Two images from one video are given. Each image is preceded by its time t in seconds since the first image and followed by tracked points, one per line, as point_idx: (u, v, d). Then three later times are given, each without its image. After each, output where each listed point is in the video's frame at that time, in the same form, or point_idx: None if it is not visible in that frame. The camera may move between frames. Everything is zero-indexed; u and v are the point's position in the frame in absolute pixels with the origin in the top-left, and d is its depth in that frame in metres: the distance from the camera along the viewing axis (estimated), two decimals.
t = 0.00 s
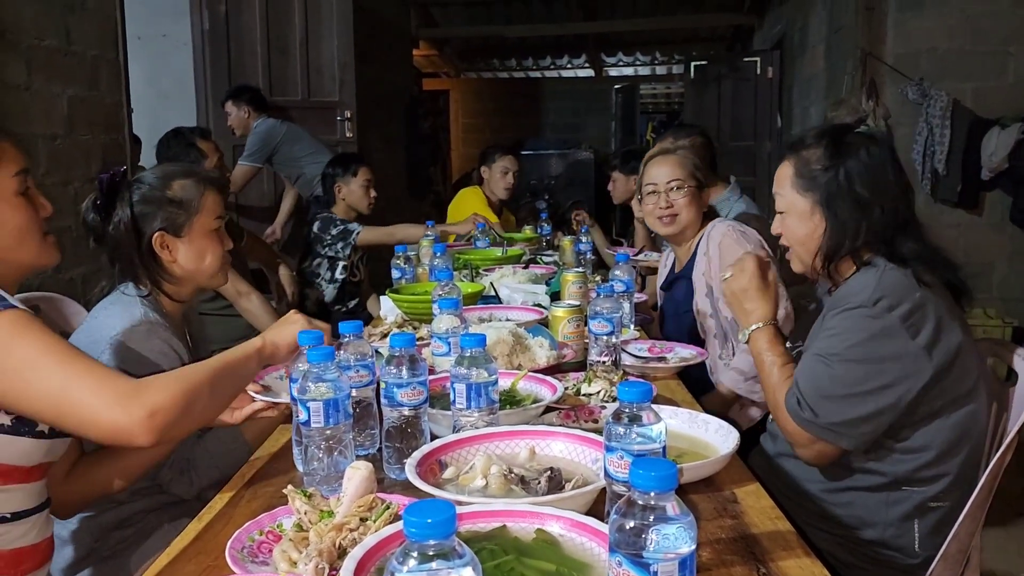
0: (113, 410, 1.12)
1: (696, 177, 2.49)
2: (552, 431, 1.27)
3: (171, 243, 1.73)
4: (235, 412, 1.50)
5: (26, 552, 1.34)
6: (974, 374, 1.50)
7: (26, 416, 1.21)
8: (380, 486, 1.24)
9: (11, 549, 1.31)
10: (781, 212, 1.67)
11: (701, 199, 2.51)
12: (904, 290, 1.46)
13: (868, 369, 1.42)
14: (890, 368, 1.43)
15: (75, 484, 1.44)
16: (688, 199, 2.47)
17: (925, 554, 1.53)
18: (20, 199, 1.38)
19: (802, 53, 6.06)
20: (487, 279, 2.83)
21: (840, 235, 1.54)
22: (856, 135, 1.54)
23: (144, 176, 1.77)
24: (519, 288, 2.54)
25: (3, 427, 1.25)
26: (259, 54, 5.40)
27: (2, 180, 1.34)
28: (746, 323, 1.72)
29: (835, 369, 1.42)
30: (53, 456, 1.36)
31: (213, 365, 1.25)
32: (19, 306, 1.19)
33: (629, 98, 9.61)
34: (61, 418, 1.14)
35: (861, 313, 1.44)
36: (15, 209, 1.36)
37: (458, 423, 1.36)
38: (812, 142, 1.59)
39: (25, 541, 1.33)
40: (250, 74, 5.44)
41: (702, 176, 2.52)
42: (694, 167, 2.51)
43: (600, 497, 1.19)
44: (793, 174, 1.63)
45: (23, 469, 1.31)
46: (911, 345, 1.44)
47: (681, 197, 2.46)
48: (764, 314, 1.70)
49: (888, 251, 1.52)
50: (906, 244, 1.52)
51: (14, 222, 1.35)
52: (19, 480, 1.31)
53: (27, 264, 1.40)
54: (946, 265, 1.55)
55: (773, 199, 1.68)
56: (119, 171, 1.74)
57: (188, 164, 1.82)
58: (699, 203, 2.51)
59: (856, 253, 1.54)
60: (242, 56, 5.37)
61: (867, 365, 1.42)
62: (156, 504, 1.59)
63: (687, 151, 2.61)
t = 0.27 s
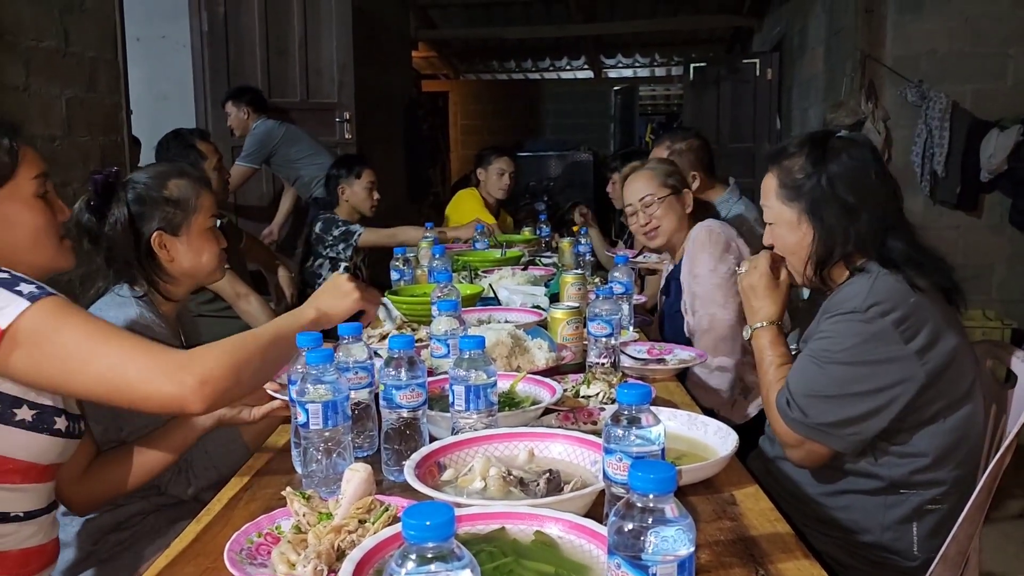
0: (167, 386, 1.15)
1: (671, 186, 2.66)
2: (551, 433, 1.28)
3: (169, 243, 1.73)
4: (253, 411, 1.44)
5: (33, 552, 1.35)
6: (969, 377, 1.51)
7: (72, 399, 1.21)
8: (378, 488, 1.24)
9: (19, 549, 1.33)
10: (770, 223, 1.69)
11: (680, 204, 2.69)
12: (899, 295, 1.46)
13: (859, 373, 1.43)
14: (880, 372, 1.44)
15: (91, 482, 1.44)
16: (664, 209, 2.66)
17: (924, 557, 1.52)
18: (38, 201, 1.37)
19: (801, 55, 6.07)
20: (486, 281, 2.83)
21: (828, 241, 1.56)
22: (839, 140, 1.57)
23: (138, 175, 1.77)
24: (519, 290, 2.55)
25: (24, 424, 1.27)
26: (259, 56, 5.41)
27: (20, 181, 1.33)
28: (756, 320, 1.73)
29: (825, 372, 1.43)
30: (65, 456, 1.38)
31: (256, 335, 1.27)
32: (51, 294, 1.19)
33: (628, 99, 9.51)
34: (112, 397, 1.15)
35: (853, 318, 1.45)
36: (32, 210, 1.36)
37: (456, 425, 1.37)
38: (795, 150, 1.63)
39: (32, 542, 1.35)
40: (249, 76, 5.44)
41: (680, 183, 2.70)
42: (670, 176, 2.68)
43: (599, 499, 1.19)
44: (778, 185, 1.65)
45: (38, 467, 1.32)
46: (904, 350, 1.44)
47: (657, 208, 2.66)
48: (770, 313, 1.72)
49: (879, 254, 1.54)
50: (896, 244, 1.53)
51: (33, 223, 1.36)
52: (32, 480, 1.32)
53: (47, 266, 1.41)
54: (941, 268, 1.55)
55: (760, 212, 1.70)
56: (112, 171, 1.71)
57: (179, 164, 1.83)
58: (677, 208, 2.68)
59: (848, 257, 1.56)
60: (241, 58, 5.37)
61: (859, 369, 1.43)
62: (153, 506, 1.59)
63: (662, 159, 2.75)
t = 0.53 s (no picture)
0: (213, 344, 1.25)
1: (660, 193, 2.65)
2: (552, 433, 1.28)
3: (161, 239, 1.74)
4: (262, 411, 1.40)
5: (42, 550, 1.35)
6: (968, 378, 1.51)
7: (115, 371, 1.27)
8: (378, 488, 1.24)
9: (29, 547, 1.33)
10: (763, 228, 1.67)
11: (672, 209, 2.68)
12: (895, 297, 1.46)
13: (856, 374, 1.43)
14: (877, 374, 1.43)
15: (101, 481, 1.44)
16: (651, 215, 2.67)
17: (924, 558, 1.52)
18: (52, 202, 1.40)
19: (802, 56, 6.06)
20: (486, 282, 2.83)
21: (819, 245, 1.56)
22: (827, 142, 1.58)
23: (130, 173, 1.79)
24: (519, 290, 2.55)
25: (48, 414, 1.29)
26: (259, 57, 5.41)
27: (37, 181, 1.36)
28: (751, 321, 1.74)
29: (822, 374, 1.43)
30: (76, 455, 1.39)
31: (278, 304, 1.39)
32: (85, 275, 1.23)
33: (629, 101, 9.47)
34: (168, 362, 1.22)
35: (849, 320, 1.45)
36: (46, 211, 1.39)
37: (457, 425, 1.37)
38: (782, 156, 1.63)
39: (43, 540, 1.35)
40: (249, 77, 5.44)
41: (673, 186, 2.67)
42: (661, 180, 2.66)
43: (600, 499, 1.19)
44: (769, 192, 1.64)
45: (55, 463, 1.32)
46: (900, 352, 1.44)
47: (645, 214, 2.68)
48: (767, 316, 1.71)
49: (874, 256, 1.54)
50: (888, 244, 1.54)
51: (47, 224, 1.39)
52: (47, 476, 1.32)
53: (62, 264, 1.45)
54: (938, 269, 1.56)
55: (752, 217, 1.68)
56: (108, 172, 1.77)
57: (172, 161, 1.85)
58: (668, 214, 2.68)
59: (844, 258, 1.57)
60: (241, 59, 5.38)
61: (855, 371, 1.43)
62: (154, 505, 1.59)
63: (661, 163, 2.74)
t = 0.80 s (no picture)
0: (231, 328, 1.30)
1: (666, 191, 2.65)
2: (553, 433, 1.28)
3: (156, 236, 1.75)
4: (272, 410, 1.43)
5: (50, 548, 1.35)
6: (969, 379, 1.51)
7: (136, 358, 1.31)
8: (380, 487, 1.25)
9: (38, 545, 1.33)
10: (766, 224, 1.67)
11: (675, 208, 2.68)
12: (895, 297, 1.46)
13: (856, 374, 1.43)
14: (877, 374, 1.44)
15: (110, 479, 1.45)
16: (655, 212, 2.67)
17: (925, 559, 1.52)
18: (63, 203, 1.44)
19: (804, 56, 6.06)
20: (488, 282, 2.83)
21: (824, 243, 1.57)
22: (833, 141, 1.58)
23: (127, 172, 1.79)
24: (520, 290, 2.55)
25: (62, 409, 1.30)
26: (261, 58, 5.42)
27: (48, 184, 1.40)
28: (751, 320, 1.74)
29: (822, 374, 1.44)
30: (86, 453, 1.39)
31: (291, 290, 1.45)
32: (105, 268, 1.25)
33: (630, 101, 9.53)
34: (192, 349, 1.27)
35: (850, 320, 1.46)
36: (58, 213, 1.42)
37: (459, 425, 1.37)
38: (789, 153, 1.63)
39: (52, 538, 1.36)
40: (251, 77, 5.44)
41: (679, 186, 2.67)
42: (668, 179, 2.67)
43: (601, 498, 1.19)
44: (774, 188, 1.63)
45: (67, 460, 1.33)
46: (900, 352, 1.44)
47: (649, 211, 2.68)
48: (767, 314, 1.71)
49: (876, 256, 1.55)
50: (889, 246, 1.54)
51: (59, 226, 1.43)
52: (59, 473, 1.32)
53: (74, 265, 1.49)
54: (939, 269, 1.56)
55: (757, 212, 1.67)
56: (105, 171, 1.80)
57: (167, 159, 1.84)
58: (671, 214, 2.68)
59: (846, 258, 1.57)
60: (244, 59, 5.38)
61: (855, 371, 1.43)
62: (157, 504, 1.59)
63: (671, 162, 2.74)
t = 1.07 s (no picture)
0: (240, 317, 1.32)
1: (673, 186, 2.66)
2: (553, 432, 1.28)
3: (155, 237, 1.76)
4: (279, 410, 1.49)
5: (55, 543, 1.36)
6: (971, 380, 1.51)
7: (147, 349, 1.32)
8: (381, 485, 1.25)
9: (44, 540, 1.34)
10: (774, 219, 1.68)
11: (680, 206, 2.69)
12: (902, 296, 1.47)
13: (861, 371, 1.43)
14: (882, 372, 1.44)
15: (116, 476, 1.45)
16: (659, 206, 2.67)
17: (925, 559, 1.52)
18: (69, 203, 1.44)
19: (806, 57, 6.05)
20: (490, 282, 2.84)
21: (831, 242, 1.57)
22: (841, 139, 1.58)
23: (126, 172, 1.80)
24: (522, 290, 2.55)
25: (72, 403, 1.31)
26: (264, 58, 5.43)
27: (54, 185, 1.40)
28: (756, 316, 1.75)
29: (828, 371, 1.44)
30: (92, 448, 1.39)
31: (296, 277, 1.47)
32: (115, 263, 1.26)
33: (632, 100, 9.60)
34: (203, 338, 1.29)
35: (857, 317, 1.46)
36: (64, 213, 1.43)
37: (460, 424, 1.37)
38: (799, 150, 1.63)
39: (56, 534, 1.36)
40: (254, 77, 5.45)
41: (686, 183, 2.68)
42: (676, 174, 2.68)
43: (600, 498, 1.20)
44: (783, 183, 1.64)
45: (76, 453, 1.33)
46: (906, 350, 1.45)
47: (653, 205, 2.68)
48: (773, 310, 1.72)
49: (880, 256, 1.55)
50: (896, 246, 1.54)
51: (65, 226, 1.44)
52: (68, 467, 1.33)
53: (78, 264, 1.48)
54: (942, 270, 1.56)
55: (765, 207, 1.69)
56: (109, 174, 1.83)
57: (167, 159, 1.84)
58: (675, 210, 2.68)
59: (851, 258, 1.58)
60: (246, 59, 5.39)
61: (861, 368, 1.43)
62: (158, 502, 1.59)
63: (681, 158, 2.75)
